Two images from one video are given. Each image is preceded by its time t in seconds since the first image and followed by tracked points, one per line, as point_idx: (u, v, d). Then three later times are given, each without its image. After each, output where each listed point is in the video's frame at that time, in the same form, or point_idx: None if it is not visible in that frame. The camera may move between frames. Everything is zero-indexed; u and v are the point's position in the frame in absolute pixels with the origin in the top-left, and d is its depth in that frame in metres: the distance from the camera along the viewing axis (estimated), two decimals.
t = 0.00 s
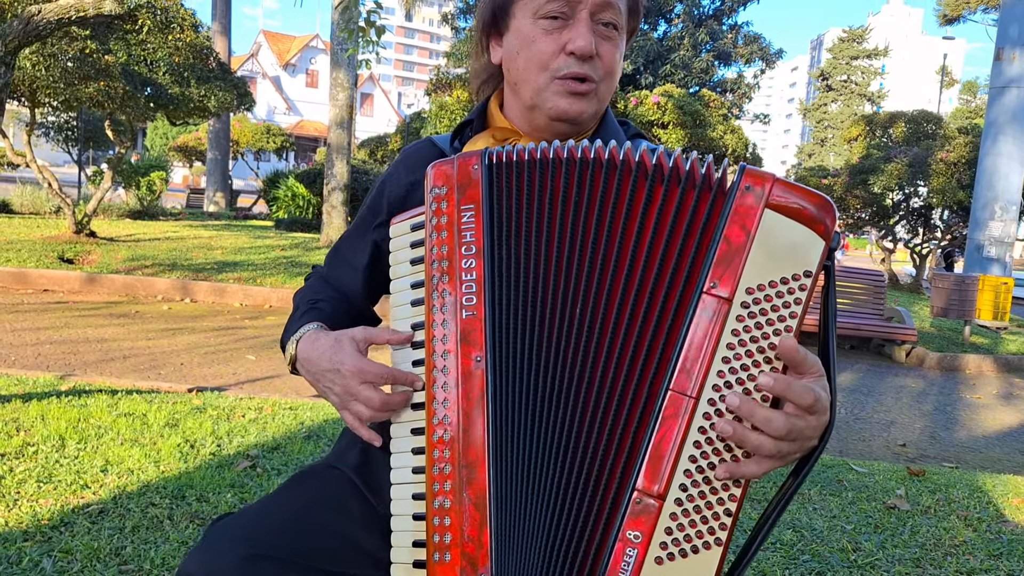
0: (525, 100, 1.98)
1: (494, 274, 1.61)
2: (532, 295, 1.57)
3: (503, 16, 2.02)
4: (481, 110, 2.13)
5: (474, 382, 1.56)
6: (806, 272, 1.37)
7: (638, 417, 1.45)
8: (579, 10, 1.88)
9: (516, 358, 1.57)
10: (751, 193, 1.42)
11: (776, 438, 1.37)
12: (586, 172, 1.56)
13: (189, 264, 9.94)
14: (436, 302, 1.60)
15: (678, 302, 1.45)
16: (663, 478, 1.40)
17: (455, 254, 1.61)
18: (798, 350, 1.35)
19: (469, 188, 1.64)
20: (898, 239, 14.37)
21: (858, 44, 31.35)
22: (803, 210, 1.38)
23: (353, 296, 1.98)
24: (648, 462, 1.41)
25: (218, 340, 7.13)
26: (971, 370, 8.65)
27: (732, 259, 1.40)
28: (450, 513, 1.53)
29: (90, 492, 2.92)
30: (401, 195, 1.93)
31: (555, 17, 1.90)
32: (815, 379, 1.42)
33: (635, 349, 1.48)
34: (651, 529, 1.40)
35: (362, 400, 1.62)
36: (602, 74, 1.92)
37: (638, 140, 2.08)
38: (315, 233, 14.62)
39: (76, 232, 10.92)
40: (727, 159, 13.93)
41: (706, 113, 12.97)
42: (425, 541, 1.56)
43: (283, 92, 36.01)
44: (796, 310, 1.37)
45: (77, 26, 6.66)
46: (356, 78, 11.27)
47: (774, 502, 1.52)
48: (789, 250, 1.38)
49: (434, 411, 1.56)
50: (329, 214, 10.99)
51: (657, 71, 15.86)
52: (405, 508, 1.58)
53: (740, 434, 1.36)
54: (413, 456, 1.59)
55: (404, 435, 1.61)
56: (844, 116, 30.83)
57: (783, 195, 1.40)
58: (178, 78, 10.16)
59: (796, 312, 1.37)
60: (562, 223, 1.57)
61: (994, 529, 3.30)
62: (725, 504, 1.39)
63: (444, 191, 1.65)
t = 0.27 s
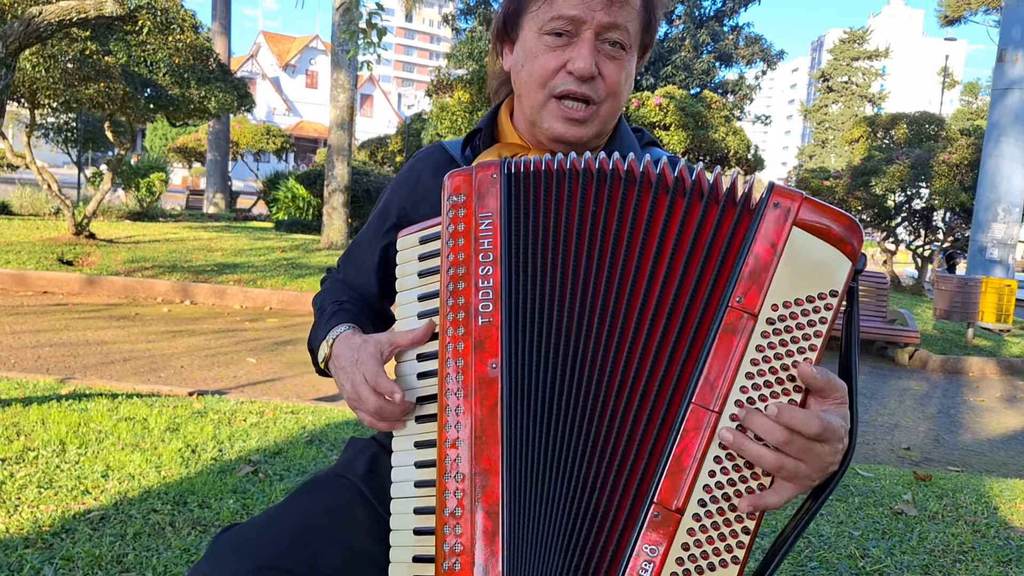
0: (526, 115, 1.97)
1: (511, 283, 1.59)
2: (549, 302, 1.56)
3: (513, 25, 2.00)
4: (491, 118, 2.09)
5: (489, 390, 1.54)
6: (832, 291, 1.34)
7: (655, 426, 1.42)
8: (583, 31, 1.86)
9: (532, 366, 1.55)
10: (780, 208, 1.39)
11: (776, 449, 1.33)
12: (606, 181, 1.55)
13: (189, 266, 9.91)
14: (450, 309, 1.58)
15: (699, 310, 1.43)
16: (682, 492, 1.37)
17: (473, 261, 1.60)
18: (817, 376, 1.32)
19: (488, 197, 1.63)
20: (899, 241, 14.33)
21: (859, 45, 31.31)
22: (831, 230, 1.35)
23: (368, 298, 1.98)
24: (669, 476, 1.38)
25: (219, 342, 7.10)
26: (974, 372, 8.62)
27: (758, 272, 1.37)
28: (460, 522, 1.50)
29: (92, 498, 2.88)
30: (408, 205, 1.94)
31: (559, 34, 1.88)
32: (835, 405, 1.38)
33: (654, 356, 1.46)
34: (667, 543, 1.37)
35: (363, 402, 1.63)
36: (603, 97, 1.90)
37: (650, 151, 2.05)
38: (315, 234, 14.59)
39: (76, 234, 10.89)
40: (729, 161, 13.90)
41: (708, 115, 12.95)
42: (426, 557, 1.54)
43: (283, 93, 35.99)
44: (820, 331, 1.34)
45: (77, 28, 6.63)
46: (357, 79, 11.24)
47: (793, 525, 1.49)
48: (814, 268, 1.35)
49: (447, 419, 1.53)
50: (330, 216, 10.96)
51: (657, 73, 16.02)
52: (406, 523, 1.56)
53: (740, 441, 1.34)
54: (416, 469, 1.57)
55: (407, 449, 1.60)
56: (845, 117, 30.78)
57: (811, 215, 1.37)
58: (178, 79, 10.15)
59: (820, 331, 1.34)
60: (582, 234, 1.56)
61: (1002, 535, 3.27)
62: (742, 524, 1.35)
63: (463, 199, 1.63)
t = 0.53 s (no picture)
0: (547, 116, 1.95)
1: (517, 291, 1.60)
2: (555, 312, 1.56)
3: (530, 27, 1.99)
4: (504, 125, 2.11)
5: (495, 400, 1.55)
6: (856, 295, 1.33)
7: (668, 439, 1.42)
8: (605, 29, 1.85)
9: (537, 376, 1.55)
10: (798, 212, 1.38)
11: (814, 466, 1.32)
12: (611, 188, 1.55)
13: (189, 269, 9.90)
14: (458, 318, 1.60)
15: (705, 321, 1.43)
16: (708, 508, 1.35)
17: (479, 271, 1.62)
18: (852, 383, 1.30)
19: (494, 206, 1.65)
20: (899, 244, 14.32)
21: (858, 47, 31.31)
22: (852, 231, 1.35)
23: (380, 309, 1.99)
24: (693, 491, 1.36)
25: (220, 346, 7.10)
26: (975, 376, 8.61)
27: (779, 278, 1.37)
28: (470, 534, 1.51)
29: (94, 505, 2.87)
30: (422, 214, 1.95)
31: (580, 34, 1.87)
32: (860, 413, 1.38)
33: (661, 366, 1.46)
34: (695, 561, 1.35)
35: (379, 414, 1.64)
36: (626, 95, 1.89)
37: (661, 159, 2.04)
38: (316, 236, 14.60)
39: (77, 237, 10.87)
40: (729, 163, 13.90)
41: (708, 118, 12.96)
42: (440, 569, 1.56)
43: (283, 96, 36.00)
44: (845, 336, 1.33)
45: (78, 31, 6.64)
46: (357, 82, 11.23)
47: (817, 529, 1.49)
48: (837, 271, 1.34)
49: (455, 430, 1.55)
50: (330, 219, 10.96)
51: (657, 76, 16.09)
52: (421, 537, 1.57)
53: (779, 448, 1.31)
54: (430, 481, 1.59)
55: (421, 460, 1.61)
56: (845, 119, 30.78)
57: (829, 216, 1.36)
58: (179, 82, 10.13)
59: (845, 337, 1.33)
60: (588, 241, 1.56)
61: (1007, 541, 3.26)
62: (770, 536, 1.34)
63: (468, 208, 1.66)
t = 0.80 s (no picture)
0: (568, 115, 1.91)
1: (525, 308, 1.59)
2: (563, 331, 1.56)
3: (540, 32, 1.97)
4: (508, 131, 2.09)
5: (506, 420, 1.55)
6: (883, 321, 1.31)
7: (683, 461, 1.42)
8: (624, 25, 1.84)
9: (546, 395, 1.54)
10: (826, 236, 1.36)
11: (826, 493, 1.31)
12: (622, 204, 1.54)
13: (189, 271, 9.88)
14: (466, 335, 1.60)
15: (717, 343, 1.42)
16: (734, 538, 1.34)
17: (487, 286, 1.61)
18: (874, 414, 1.29)
19: (502, 220, 1.64)
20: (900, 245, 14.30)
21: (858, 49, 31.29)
22: (881, 256, 1.32)
23: (384, 320, 2.00)
24: (717, 520, 1.35)
25: (219, 348, 7.07)
26: (976, 378, 8.58)
27: (808, 304, 1.34)
28: (479, 556, 1.51)
29: (94, 511, 2.84)
30: (425, 223, 1.94)
31: (599, 32, 1.85)
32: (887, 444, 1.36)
33: (670, 388, 1.45)
34: None
35: (384, 430, 1.65)
36: (648, 90, 1.87)
37: (669, 164, 2.02)
38: (315, 239, 14.57)
39: (76, 239, 10.84)
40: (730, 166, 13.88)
41: (709, 120, 12.96)
42: None
43: (283, 97, 35.99)
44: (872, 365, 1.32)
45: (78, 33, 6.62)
46: (357, 83, 11.21)
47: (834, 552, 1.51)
48: (864, 297, 1.32)
49: (464, 450, 1.56)
50: (330, 221, 10.94)
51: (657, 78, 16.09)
52: (425, 552, 1.59)
53: (794, 461, 1.31)
54: (433, 497, 1.60)
55: (424, 475, 1.62)
56: (844, 121, 30.76)
57: (860, 240, 1.34)
58: (178, 84, 10.15)
59: (871, 367, 1.31)
60: (598, 257, 1.55)
61: (1013, 547, 3.24)
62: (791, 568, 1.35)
63: (476, 222, 1.64)
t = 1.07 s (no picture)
0: (560, 117, 1.89)
1: (523, 317, 1.57)
2: (566, 340, 1.54)
3: (531, 33, 1.95)
4: (502, 137, 2.07)
5: (505, 430, 1.52)
6: (904, 333, 1.30)
7: (695, 474, 1.41)
8: (615, 23, 1.83)
9: (547, 404, 1.53)
10: (847, 245, 1.34)
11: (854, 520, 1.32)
12: (627, 211, 1.53)
13: (188, 273, 9.86)
14: (462, 344, 1.57)
15: (725, 354, 1.42)
16: (749, 554, 1.33)
17: (483, 294, 1.58)
18: (893, 430, 1.29)
19: (497, 226, 1.61)
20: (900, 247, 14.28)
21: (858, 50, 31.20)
22: (903, 265, 1.31)
23: (379, 332, 1.97)
24: (732, 536, 1.34)
25: (218, 351, 7.05)
26: (976, 381, 8.56)
27: (828, 315, 1.33)
28: (479, 569, 1.50)
29: (91, 517, 2.82)
30: (418, 231, 1.93)
31: (591, 30, 1.84)
32: (904, 461, 1.37)
33: (678, 398, 1.45)
34: None
35: (383, 443, 1.62)
36: (641, 88, 1.86)
37: (664, 166, 1.99)
38: (314, 240, 14.56)
39: (75, 240, 10.81)
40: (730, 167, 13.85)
41: (709, 121, 12.95)
42: None
43: (282, 98, 35.98)
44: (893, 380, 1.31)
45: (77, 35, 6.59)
46: (357, 85, 11.18)
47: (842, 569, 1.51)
48: (885, 307, 1.31)
49: (463, 463, 1.53)
50: (329, 223, 10.93)
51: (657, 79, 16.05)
52: (425, 567, 1.57)
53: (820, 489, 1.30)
54: (433, 510, 1.57)
55: (423, 488, 1.60)
56: (844, 122, 30.76)
57: (882, 249, 1.33)
58: (178, 85, 10.08)
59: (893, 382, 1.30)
60: (600, 265, 1.54)
61: (1015, 553, 3.22)
62: None
63: (472, 229, 1.61)
